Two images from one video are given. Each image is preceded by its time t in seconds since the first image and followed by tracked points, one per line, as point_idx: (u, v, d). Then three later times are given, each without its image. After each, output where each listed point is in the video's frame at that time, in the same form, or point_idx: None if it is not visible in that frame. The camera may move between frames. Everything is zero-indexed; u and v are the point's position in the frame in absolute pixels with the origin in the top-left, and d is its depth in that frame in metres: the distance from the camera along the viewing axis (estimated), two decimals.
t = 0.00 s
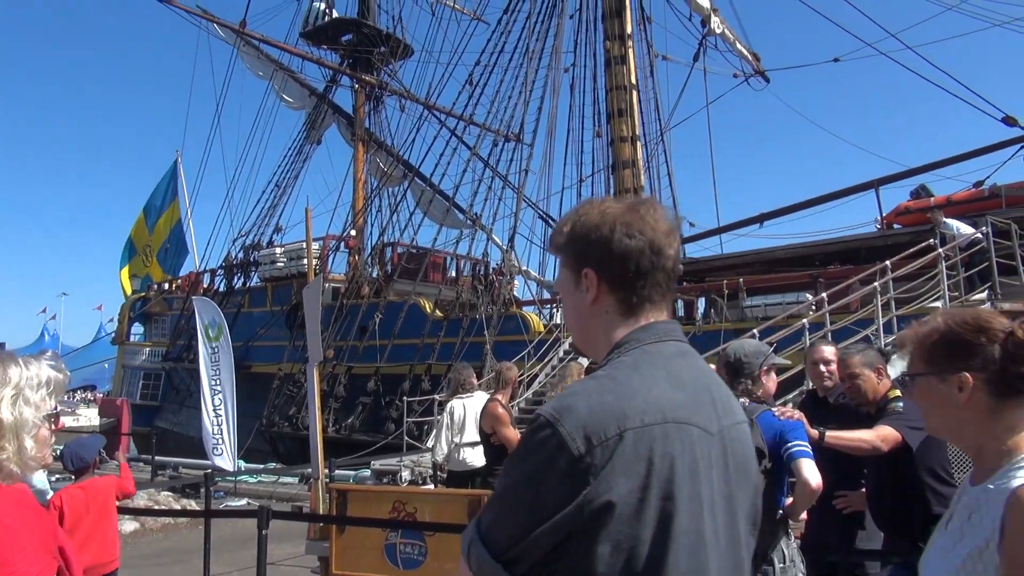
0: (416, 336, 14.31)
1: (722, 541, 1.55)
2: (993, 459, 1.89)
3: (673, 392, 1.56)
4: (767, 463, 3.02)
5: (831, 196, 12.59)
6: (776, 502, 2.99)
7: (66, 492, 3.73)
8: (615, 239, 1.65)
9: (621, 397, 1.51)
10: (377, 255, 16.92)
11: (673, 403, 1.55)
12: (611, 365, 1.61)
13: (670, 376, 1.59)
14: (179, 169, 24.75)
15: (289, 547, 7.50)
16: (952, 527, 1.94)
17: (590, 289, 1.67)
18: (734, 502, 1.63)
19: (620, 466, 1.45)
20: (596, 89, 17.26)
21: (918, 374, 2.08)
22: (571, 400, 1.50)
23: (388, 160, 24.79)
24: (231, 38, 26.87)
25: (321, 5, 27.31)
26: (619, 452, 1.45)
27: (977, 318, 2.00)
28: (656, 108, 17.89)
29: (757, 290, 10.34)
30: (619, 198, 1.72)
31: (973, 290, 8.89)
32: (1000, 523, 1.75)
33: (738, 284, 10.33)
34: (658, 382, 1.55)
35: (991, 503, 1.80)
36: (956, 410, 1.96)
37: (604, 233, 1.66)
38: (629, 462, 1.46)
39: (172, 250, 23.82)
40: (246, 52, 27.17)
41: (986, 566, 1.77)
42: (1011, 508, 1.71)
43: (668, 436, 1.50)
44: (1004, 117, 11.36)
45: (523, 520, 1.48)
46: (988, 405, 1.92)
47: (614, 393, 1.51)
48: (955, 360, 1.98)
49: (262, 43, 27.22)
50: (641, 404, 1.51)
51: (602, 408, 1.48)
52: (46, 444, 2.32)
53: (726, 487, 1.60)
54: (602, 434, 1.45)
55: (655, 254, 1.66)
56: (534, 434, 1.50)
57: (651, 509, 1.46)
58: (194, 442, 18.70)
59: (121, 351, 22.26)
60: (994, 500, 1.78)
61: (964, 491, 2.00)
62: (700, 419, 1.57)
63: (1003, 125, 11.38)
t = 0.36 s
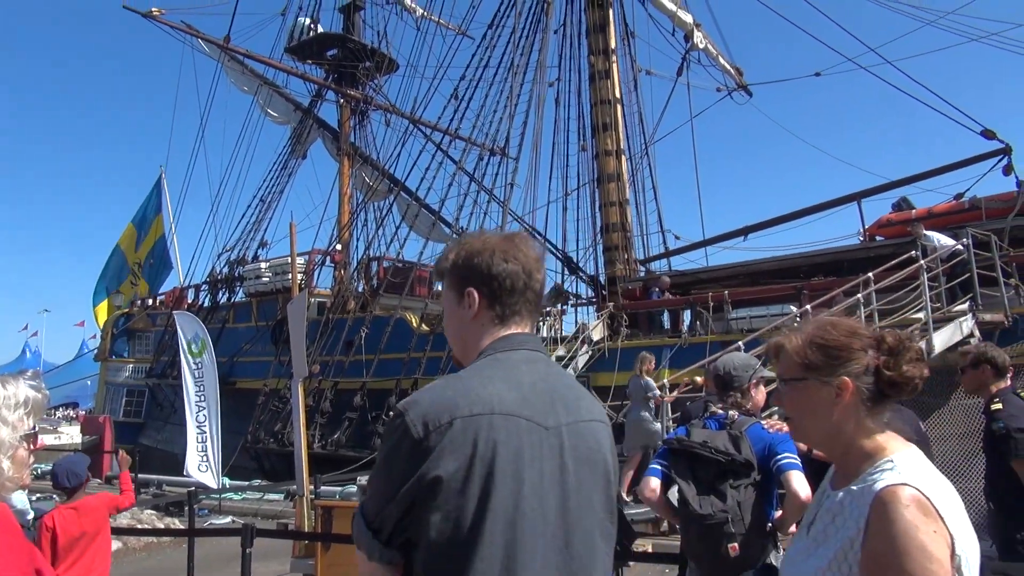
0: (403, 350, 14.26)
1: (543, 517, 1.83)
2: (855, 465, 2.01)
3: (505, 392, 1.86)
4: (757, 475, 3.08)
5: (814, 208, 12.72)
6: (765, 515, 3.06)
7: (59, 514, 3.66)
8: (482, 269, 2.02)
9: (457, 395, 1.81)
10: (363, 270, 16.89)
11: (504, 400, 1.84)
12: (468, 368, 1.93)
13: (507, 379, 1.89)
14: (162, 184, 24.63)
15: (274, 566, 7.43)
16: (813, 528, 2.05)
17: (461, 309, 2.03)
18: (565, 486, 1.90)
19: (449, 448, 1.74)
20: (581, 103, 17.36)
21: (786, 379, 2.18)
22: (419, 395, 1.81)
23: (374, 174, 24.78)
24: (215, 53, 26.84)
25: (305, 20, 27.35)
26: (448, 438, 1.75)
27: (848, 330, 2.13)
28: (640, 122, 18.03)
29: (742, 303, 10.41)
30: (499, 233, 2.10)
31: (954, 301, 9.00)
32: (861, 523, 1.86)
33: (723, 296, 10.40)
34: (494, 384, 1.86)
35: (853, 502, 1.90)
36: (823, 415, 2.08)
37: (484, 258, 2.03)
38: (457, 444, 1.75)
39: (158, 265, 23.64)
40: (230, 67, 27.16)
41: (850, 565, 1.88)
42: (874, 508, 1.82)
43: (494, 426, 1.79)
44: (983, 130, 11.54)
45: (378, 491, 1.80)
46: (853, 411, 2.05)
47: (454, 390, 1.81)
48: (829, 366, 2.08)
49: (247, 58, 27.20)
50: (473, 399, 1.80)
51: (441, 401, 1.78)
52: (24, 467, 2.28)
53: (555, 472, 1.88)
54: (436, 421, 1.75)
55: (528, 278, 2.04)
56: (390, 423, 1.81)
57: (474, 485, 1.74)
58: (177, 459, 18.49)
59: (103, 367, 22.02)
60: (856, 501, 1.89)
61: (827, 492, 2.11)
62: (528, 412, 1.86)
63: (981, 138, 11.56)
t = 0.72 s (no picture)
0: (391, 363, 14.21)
1: (382, 549, 1.94)
2: (749, 481, 1.97)
3: (345, 435, 1.99)
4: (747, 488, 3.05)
5: (801, 221, 12.81)
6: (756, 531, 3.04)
7: (50, 524, 3.61)
8: (342, 321, 2.20)
9: (300, 441, 1.95)
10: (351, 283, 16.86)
11: (341, 443, 1.96)
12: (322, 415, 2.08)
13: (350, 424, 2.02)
14: (149, 198, 24.54)
15: None
16: (714, 550, 2.00)
17: (326, 357, 2.19)
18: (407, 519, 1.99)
19: (288, 490, 1.88)
20: (568, 116, 17.44)
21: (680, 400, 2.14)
22: (271, 443, 1.96)
23: (362, 187, 24.78)
24: (203, 67, 26.83)
25: (293, 33, 27.39)
26: (285, 482, 1.89)
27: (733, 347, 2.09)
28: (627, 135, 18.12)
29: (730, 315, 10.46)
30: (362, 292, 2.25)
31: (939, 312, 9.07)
32: (764, 543, 1.82)
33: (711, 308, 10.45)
34: (334, 429, 1.99)
35: (755, 522, 1.86)
36: (716, 436, 2.04)
37: (346, 315, 2.19)
38: (295, 487, 1.89)
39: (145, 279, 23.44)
40: (218, 80, 27.15)
41: None
42: (777, 527, 1.79)
43: (329, 467, 1.91)
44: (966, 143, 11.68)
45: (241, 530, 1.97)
46: (744, 430, 2.00)
47: (300, 438, 1.96)
48: (714, 386, 2.05)
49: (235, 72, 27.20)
50: (312, 445, 1.94)
51: (285, 450, 1.93)
52: (6, 483, 2.27)
53: (393, 508, 1.98)
54: (276, 465, 1.90)
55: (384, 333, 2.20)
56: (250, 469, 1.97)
57: (311, 522, 1.87)
58: (163, 475, 18.31)
59: (89, 382, 21.83)
60: (757, 521, 1.85)
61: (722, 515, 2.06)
62: (365, 455, 1.97)
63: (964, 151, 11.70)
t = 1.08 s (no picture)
0: (385, 374, 14.18)
1: (271, 537, 2.05)
2: (616, 493, 1.93)
3: (237, 432, 2.08)
4: (742, 494, 3.08)
5: (793, 231, 12.86)
6: (751, 536, 3.14)
7: (52, 533, 3.61)
8: (233, 332, 2.24)
9: (194, 438, 2.03)
10: (344, 293, 16.85)
11: (234, 441, 2.06)
12: (216, 414, 2.15)
13: (242, 424, 2.12)
14: (142, 208, 24.48)
15: None
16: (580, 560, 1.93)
17: (214, 364, 2.23)
18: (293, 510, 2.11)
19: (184, 481, 1.97)
20: (562, 127, 17.49)
21: (567, 422, 2.12)
22: (166, 440, 2.04)
23: (355, 198, 24.78)
24: (196, 77, 26.83)
25: (287, 44, 27.44)
26: (180, 477, 1.98)
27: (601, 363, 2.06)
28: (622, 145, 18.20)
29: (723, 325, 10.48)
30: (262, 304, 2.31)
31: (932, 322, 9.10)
32: (612, 546, 1.76)
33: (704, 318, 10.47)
34: (226, 427, 2.08)
35: (607, 529, 1.81)
36: (590, 451, 2.01)
37: (243, 321, 2.24)
38: (190, 478, 1.97)
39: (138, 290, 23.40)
40: (212, 91, 27.16)
41: None
42: (622, 529, 1.75)
43: (221, 463, 2.01)
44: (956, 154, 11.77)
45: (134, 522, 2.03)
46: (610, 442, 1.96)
47: (194, 434, 2.04)
48: (583, 399, 2.01)
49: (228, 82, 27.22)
50: (207, 442, 2.03)
51: (181, 445, 2.02)
52: None
53: (282, 501, 2.09)
54: (174, 461, 1.99)
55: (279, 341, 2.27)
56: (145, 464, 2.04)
57: (206, 513, 1.97)
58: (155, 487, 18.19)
59: (80, 393, 21.70)
60: (609, 527, 1.80)
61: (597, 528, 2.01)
62: (258, 451, 2.08)
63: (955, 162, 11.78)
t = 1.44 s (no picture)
0: (383, 381, 14.18)
1: (214, 548, 2.25)
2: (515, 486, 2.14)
3: (185, 454, 2.26)
4: (746, 500, 3.08)
5: (791, 239, 12.89)
6: (753, 542, 3.21)
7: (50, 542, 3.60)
8: (170, 363, 2.40)
9: (146, 458, 2.19)
10: (343, 300, 16.84)
11: (184, 461, 2.24)
12: (158, 437, 2.31)
13: (189, 445, 2.30)
14: (140, 215, 24.48)
15: None
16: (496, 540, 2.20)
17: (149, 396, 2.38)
18: (232, 524, 2.33)
19: (144, 495, 2.13)
20: (560, 135, 17.53)
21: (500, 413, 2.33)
22: (119, 458, 2.18)
23: (354, 205, 24.80)
24: (196, 84, 26.88)
25: (286, 52, 27.52)
26: (137, 492, 2.13)
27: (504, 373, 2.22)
28: (620, 153, 18.26)
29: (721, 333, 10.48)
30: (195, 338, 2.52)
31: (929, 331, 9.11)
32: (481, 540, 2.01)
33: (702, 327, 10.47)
34: (175, 449, 2.25)
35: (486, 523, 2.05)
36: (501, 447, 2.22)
37: (182, 351, 2.43)
38: (149, 493, 2.14)
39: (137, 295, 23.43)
40: (211, 98, 27.21)
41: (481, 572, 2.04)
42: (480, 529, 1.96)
43: (174, 480, 2.19)
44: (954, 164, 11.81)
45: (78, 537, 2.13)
46: (507, 450, 2.13)
47: (146, 453, 2.21)
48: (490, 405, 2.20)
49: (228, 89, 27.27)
50: (160, 460, 2.20)
51: (136, 463, 2.17)
52: None
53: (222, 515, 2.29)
54: (132, 477, 2.14)
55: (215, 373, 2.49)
56: (92, 481, 2.16)
57: (161, 525, 2.14)
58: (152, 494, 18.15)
59: (77, 400, 21.67)
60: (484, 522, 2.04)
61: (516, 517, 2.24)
62: (206, 470, 2.28)
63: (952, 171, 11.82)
